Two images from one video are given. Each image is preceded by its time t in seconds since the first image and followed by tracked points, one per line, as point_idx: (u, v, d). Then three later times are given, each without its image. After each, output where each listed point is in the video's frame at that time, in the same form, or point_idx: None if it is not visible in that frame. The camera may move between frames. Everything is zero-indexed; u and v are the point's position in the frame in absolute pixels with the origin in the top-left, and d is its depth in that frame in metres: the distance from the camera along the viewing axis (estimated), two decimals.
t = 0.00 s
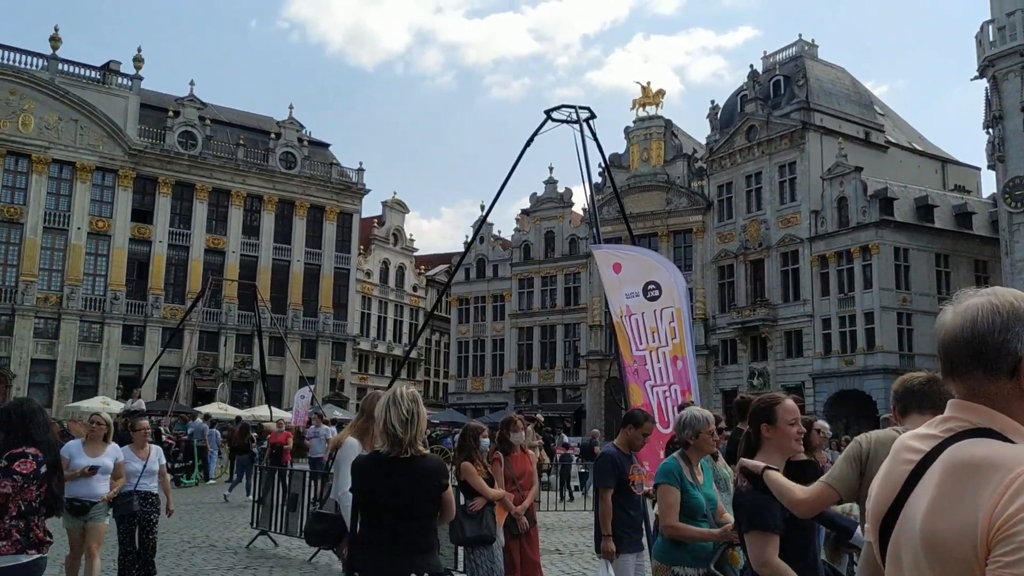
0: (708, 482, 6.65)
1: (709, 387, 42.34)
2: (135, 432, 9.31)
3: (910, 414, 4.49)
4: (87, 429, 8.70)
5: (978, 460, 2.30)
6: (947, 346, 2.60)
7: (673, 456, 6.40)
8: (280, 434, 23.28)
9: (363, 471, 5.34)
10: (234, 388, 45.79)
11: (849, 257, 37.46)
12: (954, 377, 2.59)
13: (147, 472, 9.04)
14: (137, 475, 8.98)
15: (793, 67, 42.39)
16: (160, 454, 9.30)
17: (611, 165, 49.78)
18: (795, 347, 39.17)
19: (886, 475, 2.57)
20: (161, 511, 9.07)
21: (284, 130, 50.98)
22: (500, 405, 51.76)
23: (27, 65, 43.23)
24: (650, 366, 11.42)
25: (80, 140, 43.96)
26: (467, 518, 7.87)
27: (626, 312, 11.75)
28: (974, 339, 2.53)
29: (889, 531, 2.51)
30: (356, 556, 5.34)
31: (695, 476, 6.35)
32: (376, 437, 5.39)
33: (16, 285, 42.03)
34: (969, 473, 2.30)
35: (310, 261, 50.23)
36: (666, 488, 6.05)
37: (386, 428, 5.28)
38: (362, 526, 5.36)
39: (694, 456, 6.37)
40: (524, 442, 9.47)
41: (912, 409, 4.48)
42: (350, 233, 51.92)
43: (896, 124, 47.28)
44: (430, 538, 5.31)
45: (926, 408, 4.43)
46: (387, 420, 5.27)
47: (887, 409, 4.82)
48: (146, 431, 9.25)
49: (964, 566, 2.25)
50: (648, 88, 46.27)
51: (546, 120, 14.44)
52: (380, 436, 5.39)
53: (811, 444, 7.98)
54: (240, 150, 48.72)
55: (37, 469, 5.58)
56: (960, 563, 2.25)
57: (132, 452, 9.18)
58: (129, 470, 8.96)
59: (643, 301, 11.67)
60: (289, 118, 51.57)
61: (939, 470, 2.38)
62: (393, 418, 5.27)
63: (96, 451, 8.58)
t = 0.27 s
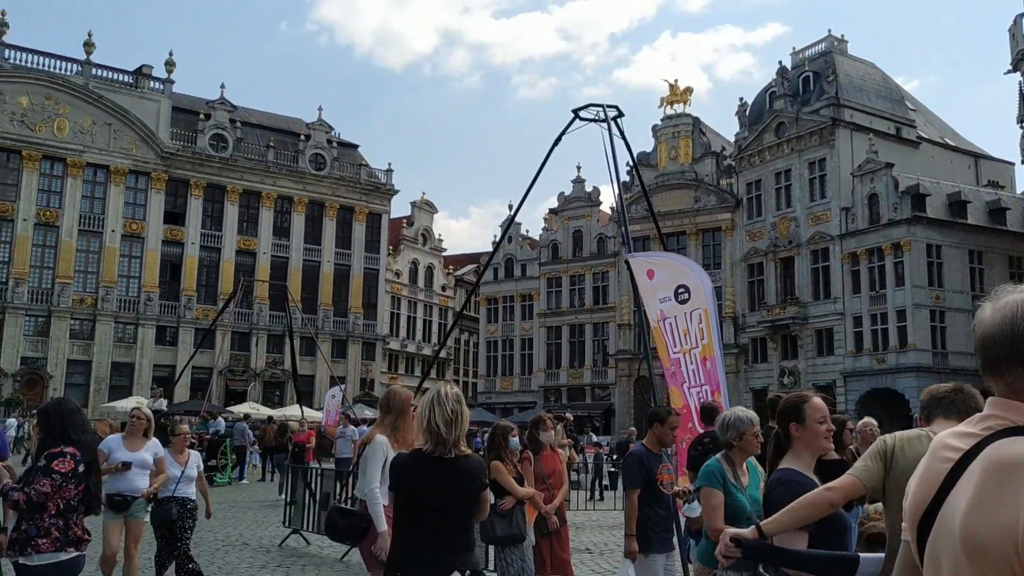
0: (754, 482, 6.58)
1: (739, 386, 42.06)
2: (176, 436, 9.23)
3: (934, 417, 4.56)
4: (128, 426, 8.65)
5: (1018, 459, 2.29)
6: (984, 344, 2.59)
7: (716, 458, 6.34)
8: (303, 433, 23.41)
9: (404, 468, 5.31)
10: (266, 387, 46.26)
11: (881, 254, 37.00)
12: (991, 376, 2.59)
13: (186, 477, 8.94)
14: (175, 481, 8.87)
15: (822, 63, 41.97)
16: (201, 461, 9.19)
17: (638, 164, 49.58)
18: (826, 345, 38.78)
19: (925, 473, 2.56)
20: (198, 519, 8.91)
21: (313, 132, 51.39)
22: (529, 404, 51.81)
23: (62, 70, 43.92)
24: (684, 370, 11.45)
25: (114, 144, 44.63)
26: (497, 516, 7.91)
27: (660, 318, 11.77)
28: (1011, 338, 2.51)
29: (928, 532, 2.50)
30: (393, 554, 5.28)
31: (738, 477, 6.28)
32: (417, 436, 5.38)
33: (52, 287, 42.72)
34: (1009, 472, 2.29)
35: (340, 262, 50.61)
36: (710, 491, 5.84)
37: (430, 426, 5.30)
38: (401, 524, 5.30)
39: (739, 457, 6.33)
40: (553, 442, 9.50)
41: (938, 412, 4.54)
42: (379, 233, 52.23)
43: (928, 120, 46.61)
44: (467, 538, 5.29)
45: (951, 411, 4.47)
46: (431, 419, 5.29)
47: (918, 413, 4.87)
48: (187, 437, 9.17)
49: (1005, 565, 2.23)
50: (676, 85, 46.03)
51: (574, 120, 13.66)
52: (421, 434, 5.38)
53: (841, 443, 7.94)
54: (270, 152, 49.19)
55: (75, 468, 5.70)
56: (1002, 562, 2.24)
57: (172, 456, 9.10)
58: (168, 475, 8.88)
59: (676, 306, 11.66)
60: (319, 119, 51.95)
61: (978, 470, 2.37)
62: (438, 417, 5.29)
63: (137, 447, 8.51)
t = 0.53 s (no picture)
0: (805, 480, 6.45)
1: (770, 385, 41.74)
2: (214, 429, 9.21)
3: (937, 416, 4.49)
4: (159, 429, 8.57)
5: None
6: None
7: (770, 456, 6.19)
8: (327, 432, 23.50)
9: (445, 465, 5.32)
10: (298, 387, 46.66)
11: (913, 251, 36.50)
12: None
13: (226, 472, 8.97)
14: (216, 475, 8.93)
15: (853, 59, 41.51)
16: (239, 454, 9.19)
17: (667, 162, 49.34)
18: (858, 343, 38.37)
19: (966, 471, 2.56)
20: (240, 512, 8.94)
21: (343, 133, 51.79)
22: (558, 403, 51.82)
23: (97, 75, 44.63)
24: (729, 371, 11.54)
25: (147, 147, 45.26)
26: (527, 515, 7.92)
27: (706, 318, 11.74)
28: None
29: (969, 528, 2.48)
30: (431, 553, 5.28)
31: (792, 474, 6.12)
32: (458, 434, 5.41)
33: (88, 289, 43.41)
34: None
35: (370, 262, 50.93)
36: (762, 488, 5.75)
37: (471, 424, 5.33)
38: (440, 521, 5.31)
39: (793, 456, 6.19)
40: (584, 441, 9.51)
41: (940, 411, 4.48)
42: (408, 233, 52.48)
43: (962, 115, 45.92)
44: (505, 538, 5.29)
45: (956, 410, 4.41)
46: (473, 418, 5.33)
47: (924, 414, 4.84)
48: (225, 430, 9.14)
49: None
50: (705, 83, 45.75)
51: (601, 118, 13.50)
52: (461, 434, 5.41)
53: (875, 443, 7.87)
54: (300, 153, 49.63)
55: (114, 467, 5.80)
56: None
57: (210, 450, 9.10)
58: (207, 470, 8.90)
59: (721, 305, 11.57)
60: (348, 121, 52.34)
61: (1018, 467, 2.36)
62: (479, 416, 5.32)
63: (169, 451, 8.45)
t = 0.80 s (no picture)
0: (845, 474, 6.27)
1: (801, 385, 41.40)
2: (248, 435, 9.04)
3: (942, 418, 4.45)
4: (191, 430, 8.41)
5: None
6: None
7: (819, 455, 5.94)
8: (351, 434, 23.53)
9: (479, 467, 5.33)
10: (328, 389, 47.01)
11: (946, 250, 36.00)
12: None
13: (261, 479, 8.76)
14: (252, 483, 8.72)
15: (883, 56, 41.03)
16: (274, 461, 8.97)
17: (695, 162, 49.08)
18: (890, 343, 37.91)
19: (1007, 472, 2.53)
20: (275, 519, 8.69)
21: (372, 137, 52.14)
22: (588, 404, 51.76)
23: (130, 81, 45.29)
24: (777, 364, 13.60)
25: (179, 152, 45.85)
26: (558, 516, 7.92)
27: (759, 316, 13.64)
28: None
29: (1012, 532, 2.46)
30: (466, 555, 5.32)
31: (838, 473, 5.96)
32: (492, 436, 5.42)
33: (122, 292, 44.05)
34: None
35: (399, 264, 51.21)
36: (815, 492, 5.61)
37: (505, 426, 5.33)
38: (475, 523, 5.33)
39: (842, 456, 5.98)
40: (614, 442, 9.50)
41: (945, 414, 4.42)
42: (437, 235, 52.70)
43: (995, 111, 45.22)
44: (538, 539, 5.31)
45: (960, 410, 4.37)
46: (507, 419, 5.32)
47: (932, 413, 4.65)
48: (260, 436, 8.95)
49: None
50: (732, 82, 45.46)
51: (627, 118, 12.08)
52: (495, 435, 5.41)
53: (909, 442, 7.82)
54: (330, 157, 50.03)
55: (149, 468, 5.89)
56: None
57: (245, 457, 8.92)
58: (241, 477, 8.70)
59: (773, 307, 13.46)
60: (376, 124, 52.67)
61: None
62: (513, 417, 5.32)
63: (201, 451, 8.28)
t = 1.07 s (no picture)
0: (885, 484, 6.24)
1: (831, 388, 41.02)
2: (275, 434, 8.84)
3: (966, 416, 4.36)
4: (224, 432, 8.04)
5: None
6: None
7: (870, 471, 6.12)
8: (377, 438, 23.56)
9: (508, 470, 5.38)
10: (357, 392, 47.31)
11: (978, 250, 35.46)
12: None
13: (291, 480, 8.62)
14: (281, 484, 8.60)
15: (912, 55, 40.58)
16: (302, 460, 8.84)
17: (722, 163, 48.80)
18: (921, 345, 37.41)
19: None
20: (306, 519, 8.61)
21: (399, 141, 52.46)
22: (615, 407, 51.61)
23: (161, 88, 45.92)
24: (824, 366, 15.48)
25: (209, 158, 46.41)
26: (587, 520, 7.91)
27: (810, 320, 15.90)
28: None
29: None
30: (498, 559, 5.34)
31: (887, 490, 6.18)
32: (523, 439, 5.47)
33: (154, 297, 44.62)
34: None
35: (426, 268, 51.43)
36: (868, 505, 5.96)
37: (536, 430, 5.39)
38: (505, 527, 5.35)
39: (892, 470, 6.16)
40: (643, 445, 9.51)
41: (968, 412, 4.34)
42: (464, 238, 52.87)
43: None
44: (569, 542, 5.33)
45: (983, 410, 4.28)
46: (538, 422, 5.39)
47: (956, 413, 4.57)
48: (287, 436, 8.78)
49: None
50: (759, 83, 45.16)
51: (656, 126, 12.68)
52: (524, 438, 5.46)
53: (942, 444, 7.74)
54: (357, 162, 50.40)
55: (182, 471, 6.00)
56: None
57: (273, 458, 8.75)
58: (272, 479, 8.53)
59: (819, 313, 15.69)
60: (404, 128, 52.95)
61: None
62: (543, 419, 5.38)
63: (234, 454, 7.95)
